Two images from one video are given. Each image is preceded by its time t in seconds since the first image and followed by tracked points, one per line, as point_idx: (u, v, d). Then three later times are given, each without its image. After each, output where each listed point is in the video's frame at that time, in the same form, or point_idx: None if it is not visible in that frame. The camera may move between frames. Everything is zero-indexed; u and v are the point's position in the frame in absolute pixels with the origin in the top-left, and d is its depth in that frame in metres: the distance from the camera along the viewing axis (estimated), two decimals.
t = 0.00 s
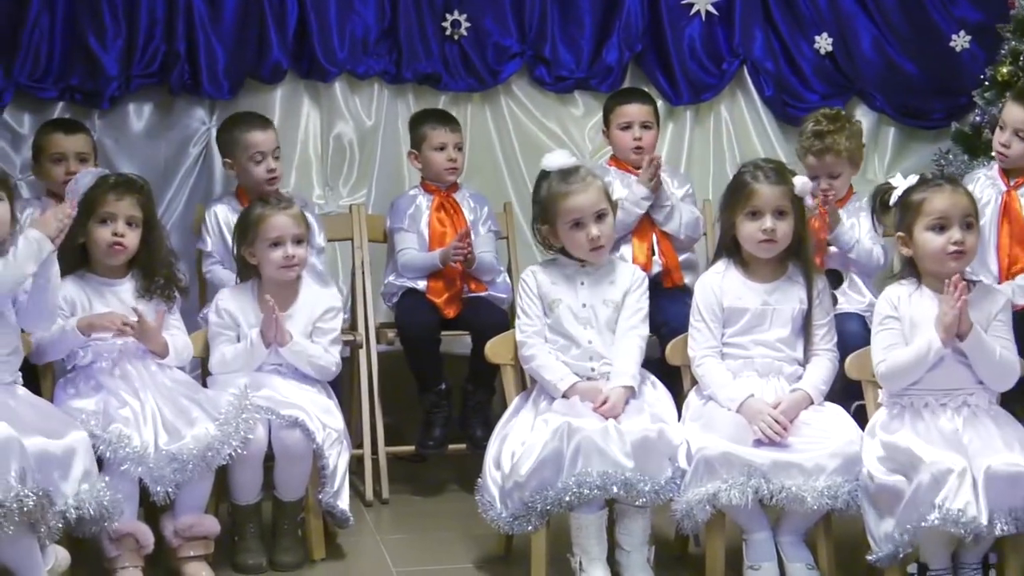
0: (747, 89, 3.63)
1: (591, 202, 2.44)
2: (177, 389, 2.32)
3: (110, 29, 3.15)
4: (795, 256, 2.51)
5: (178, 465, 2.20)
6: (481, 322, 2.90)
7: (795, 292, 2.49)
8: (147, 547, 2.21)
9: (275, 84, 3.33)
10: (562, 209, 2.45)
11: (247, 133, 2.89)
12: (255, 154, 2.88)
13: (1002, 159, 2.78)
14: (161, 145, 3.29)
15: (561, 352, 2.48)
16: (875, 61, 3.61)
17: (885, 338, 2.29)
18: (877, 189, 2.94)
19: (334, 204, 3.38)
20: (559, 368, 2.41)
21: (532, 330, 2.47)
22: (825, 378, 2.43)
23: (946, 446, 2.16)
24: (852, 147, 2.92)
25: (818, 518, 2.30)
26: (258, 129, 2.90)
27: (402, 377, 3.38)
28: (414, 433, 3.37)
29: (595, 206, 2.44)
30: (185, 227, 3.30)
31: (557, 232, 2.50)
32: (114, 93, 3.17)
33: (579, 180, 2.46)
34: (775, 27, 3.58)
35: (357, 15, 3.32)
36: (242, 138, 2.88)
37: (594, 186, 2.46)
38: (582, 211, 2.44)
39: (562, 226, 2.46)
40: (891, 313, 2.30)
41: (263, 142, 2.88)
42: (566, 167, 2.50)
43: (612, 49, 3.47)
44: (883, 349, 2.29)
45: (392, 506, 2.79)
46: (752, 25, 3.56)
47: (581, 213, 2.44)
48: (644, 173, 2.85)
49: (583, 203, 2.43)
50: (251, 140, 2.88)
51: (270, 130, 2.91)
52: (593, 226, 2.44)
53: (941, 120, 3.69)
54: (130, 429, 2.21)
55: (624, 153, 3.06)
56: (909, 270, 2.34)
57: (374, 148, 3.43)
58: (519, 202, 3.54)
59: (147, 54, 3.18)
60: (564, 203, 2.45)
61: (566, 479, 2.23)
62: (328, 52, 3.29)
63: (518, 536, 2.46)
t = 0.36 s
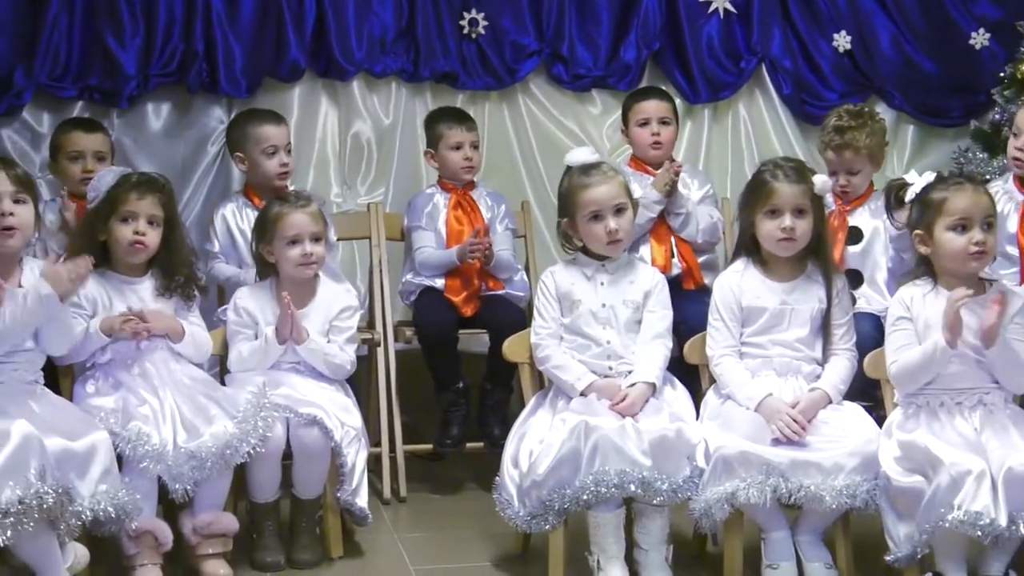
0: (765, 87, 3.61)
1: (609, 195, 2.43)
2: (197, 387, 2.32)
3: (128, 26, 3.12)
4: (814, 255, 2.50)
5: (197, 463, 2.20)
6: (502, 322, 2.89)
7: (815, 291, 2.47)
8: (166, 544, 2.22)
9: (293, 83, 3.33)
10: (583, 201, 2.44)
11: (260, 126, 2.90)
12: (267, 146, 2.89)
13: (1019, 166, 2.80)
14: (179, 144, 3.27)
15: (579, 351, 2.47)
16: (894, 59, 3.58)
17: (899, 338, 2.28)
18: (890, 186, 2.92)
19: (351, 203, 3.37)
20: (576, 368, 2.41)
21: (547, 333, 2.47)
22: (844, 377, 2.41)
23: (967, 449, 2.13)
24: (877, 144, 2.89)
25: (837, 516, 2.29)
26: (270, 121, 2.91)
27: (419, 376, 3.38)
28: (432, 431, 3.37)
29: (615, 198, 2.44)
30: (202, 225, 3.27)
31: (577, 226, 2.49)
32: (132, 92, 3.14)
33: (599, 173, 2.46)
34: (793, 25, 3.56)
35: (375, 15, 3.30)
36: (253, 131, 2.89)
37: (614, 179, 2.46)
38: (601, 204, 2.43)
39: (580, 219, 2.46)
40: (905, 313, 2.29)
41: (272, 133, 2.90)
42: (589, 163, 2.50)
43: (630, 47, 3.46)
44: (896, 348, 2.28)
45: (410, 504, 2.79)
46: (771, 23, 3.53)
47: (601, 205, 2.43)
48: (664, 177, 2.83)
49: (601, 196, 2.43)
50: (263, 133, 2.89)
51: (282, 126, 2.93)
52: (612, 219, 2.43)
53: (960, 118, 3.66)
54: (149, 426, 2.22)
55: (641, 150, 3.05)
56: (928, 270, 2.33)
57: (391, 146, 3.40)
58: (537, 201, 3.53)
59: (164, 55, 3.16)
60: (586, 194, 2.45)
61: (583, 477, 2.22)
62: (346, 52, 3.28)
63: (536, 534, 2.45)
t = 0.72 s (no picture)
0: (792, 85, 3.58)
1: (645, 194, 2.42)
2: (224, 385, 2.34)
3: (156, 25, 3.09)
4: (842, 255, 2.48)
5: (224, 461, 2.22)
6: (526, 316, 2.90)
7: (843, 290, 2.45)
8: (193, 542, 2.23)
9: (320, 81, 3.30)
10: (617, 196, 2.43)
11: (282, 124, 2.91)
12: (290, 144, 2.90)
13: None
14: (207, 142, 3.24)
15: (605, 350, 2.47)
16: (922, 56, 3.54)
17: (923, 337, 2.26)
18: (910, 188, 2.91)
19: (377, 202, 3.35)
20: (602, 365, 2.40)
21: (573, 332, 2.47)
22: (871, 376, 2.39)
23: (998, 450, 2.10)
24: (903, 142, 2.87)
25: (865, 516, 2.27)
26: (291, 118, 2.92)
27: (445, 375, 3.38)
28: (459, 429, 3.37)
29: (650, 200, 2.43)
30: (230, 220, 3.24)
31: (608, 220, 2.49)
32: (160, 91, 3.10)
33: (638, 171, 2.46)
34: (820, 22, 3.53)
35: (401, 13, 3.28)
36: (276, 128, 2.91)
37: (653, 180, 2.45)
38: (636, 202, 2.42)
39: (612, 213, 2.45)
40: (931, 314, 2.26)
41: (292, 130, 2.90)
42: (632, 159, 2.55)
43: (656, 46, 3.42)
44: (919, 347, 2.26)
45: (436, 502, 2.78)
46: (798, 22, 3.50)
47: (634, 203, 2.42)
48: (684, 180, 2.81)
49: (636, 194, 2.42)
50: (285, 131, 2.90)
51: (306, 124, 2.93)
52: (643, 218, 2.42)
53: (988, 116, 3.63)
54: (176, 424, 2.23)
55: (671, 146, 3.04)
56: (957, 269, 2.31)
57: (417, 146, 3.38)
58: (563, 200, 3.52)
59: (193, 52, 3.13)
60: (620, 188, 2.43)
61: (610, 478, 2.22)
62: (372, 51, 3.25)
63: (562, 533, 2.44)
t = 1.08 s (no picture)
0: (825, 83, 3.55)
1: (687, 198, 2.41)
2: (256, 383, 2.36)
3: (189, 26, 3.07)
4: (875, 253, 2.46)
5: (256, 459, 2.22)
6: (556, 313, 2.89)
7: (875, 289, 2.44)
8: (226, 539, 2.25)
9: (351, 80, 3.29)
10: (660, 194, 2.42)
11: (312, 121, 2.92)
12: (319, 140, 2.90)
13: None
14: (239, 141, 3.22)
15: (637, 349, 2.45)
16: (955, 53, 3.45)
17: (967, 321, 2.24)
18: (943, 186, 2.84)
19: (409, 200, 3.32)
20: (634, 364, 2.39)
21: (603, 331, 2.45)
22: (905, 375, 2.37)
23: None
24: (932, 139, 2.86)
25: (898, 515, 2.25)
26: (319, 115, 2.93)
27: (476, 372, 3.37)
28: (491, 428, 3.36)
29: (691, 204, 2.41)
30: (263, 216, 3.23)
31: (646, 215, 2.48)
32: (193, 90, 3.09)
33: (684, 173, 2.44)
34: (853, 19, 3.48)
35: (432, 12, 3.27)
36: (306, 125, 2.91)
37: (698, 185, 2.43)
38: (679, 204, 2.41)
39: (652, 210, 2.44)
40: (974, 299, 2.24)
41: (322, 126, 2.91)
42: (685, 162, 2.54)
43: (687, 43, 3.40)
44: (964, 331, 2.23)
45: (467, 500, 2.77)
46: (830, 18, 3.46)
47: (676, 203, 2.41)
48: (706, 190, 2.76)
49: (679, 194, 2.40)
50: (316, 129, 2.90)
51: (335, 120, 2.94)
52: (682, 221, 2.41)
53: None
54: (209, 422, 2.24)
55: (705, 143, 3.02)
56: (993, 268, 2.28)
57: (448, 144, 3.38)
58: (595, 199, 3.50)
59: (225, 51, 3.11)
60: (665, 188, 2.42)
61: (642, 476, 2.21)
62: (404, 49, 3.24)
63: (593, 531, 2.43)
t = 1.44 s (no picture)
0: (855, 80, 3.50)
1: (717, 192, 2.40)
2: (286, 381, 2.37)
3: (219, 25, 3.06)
4: (904, 250, 2.44)
5: (286, 458, 2.23)
6: (584, 313, 2.87)
7: (904, 287, 2.41)
8: (255, 537, 2.26)
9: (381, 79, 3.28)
10: (688, 185, 2.43)
11: (349, 120, 2.91)
12: (352, 141, 2.91)
13: None
14: (269, 141, 3.23)
15: (665, 349, 2.44)
16: (987, 50, 3.39)
17: (996, 334, 2.22)
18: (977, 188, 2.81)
19: (438, 199, 3.33)
20: (661, 363, 2.37)
21: (631, 331, 2.44)
22: (937, 374, 2.34)
23: None
24: (965, 141, 2.82)
25: (930, 515, 2.23)
26: (361, 117, 2.92)
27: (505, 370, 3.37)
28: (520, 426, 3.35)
29: (718, 199, 2.41)
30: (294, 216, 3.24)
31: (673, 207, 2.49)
32: (223, 89, 3.09)
33: (718, 169, 2.43)
34: (884, 17, 3.43)
35: (461, 10, 3.25)
36: (343, 125, 2.91)
37: (728, 180, 2.42)
38: (707, 197, 2.41)
39: (679, 201, 2.45)
40: (1000, 310, 2.23)
41: (364, 129, 2.92)
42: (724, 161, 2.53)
43: (717, 41, 3.37)
44: (993, 345, 2.21)
45: (497, 499, 2.76)
46: (861, 15, 3.41)
47: (702, 195, 2.41)
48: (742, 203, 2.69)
49: (704, 187, 2.40)
50: (352, 128, 2.90)
51: (373, 121, 2.93)
52: (705, 213, 2.41)
53: None
54: (239, 421, 2.26)
55: (730, 145, 3.00)
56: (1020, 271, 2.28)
57: (477, 144, 3.37)
58: (623, 198, 3.47)
59: (255, 50, 3.11)
60: (693, 179, 2.42)
61: (671, 476, 2.20)
62: (433, 48, 3.22)
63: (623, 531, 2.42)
